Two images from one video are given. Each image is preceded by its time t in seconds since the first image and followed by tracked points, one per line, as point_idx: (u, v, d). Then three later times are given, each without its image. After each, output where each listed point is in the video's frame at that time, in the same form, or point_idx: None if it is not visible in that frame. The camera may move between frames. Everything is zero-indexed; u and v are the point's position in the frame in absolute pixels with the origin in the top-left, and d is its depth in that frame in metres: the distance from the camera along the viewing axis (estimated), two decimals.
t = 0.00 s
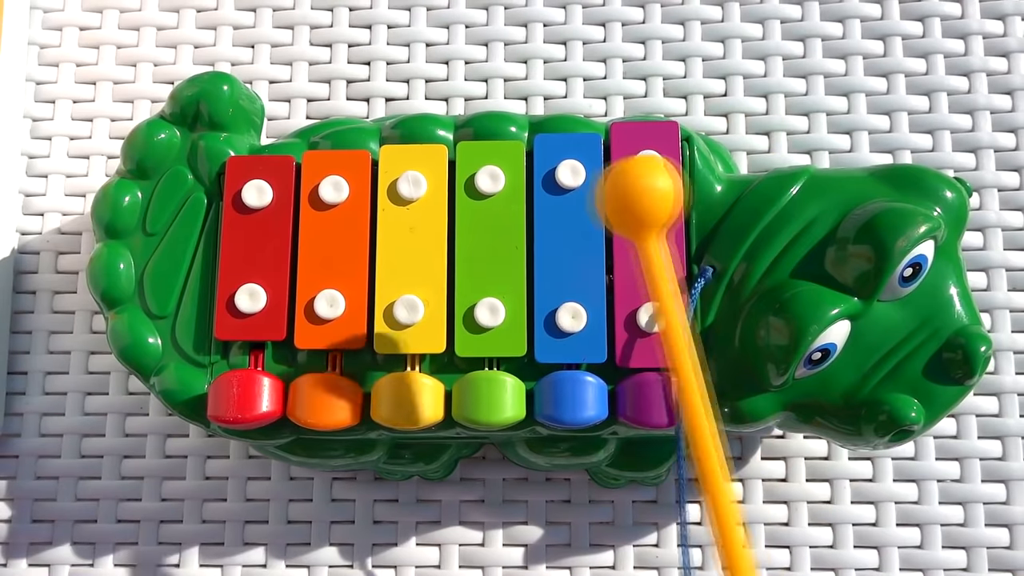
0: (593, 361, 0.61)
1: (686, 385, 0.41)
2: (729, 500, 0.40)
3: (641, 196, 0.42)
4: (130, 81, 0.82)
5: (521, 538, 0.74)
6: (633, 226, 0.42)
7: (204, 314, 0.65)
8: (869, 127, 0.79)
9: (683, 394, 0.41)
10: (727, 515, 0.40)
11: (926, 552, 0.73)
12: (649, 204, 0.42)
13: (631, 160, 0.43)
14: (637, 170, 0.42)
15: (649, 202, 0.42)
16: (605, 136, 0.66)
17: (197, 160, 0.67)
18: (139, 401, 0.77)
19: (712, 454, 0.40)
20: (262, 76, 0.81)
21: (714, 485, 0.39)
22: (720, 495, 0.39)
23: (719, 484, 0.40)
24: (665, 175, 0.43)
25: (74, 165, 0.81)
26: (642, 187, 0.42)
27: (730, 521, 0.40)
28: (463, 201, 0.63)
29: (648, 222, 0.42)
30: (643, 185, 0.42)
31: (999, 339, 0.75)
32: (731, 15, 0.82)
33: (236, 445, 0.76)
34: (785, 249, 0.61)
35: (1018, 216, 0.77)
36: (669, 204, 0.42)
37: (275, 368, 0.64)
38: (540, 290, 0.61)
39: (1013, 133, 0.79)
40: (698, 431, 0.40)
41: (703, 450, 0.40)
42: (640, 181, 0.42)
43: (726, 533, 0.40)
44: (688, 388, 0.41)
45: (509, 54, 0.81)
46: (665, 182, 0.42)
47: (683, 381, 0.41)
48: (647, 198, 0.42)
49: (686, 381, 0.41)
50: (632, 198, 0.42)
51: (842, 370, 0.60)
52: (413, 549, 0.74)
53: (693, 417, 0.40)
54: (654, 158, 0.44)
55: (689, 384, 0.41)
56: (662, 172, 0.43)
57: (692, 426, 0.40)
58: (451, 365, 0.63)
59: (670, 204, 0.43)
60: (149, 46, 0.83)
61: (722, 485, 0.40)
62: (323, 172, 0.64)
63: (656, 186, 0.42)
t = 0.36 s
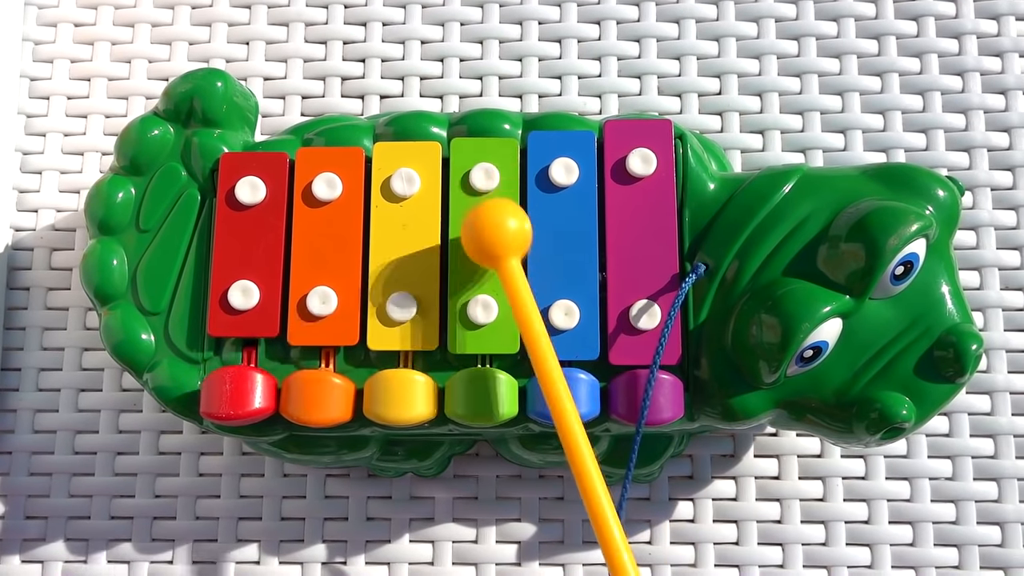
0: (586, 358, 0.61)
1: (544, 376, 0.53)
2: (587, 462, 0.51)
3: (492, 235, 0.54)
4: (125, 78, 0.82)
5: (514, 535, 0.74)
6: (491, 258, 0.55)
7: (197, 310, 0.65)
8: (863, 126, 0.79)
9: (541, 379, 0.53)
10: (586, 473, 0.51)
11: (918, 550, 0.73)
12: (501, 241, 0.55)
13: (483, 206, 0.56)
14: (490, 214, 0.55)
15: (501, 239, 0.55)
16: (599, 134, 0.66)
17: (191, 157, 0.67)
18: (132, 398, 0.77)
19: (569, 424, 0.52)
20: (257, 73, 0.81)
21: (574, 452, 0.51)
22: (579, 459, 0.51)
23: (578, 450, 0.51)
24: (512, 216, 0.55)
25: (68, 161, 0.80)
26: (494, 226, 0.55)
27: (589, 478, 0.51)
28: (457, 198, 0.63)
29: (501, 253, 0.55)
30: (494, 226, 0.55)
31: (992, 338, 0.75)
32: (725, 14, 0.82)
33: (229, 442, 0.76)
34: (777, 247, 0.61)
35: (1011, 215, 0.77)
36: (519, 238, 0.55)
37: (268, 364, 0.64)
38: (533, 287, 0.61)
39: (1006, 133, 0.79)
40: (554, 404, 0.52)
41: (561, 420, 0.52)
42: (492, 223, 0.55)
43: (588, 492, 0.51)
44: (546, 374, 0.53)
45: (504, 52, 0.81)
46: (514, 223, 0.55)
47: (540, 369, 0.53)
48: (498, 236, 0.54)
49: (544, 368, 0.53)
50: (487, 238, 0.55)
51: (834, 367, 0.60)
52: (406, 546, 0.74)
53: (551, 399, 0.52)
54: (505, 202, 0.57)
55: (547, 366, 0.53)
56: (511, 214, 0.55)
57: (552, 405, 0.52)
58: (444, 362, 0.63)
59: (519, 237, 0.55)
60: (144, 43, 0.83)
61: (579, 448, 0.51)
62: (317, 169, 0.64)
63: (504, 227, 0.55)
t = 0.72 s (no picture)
0: (583, 365, 0.62)
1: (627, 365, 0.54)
2: (669, 453, 0.51)
3: (580, 203, 0.52)
4: (127, 83, 0.83)
5: (512, 539, 0.74)
6: (582, 230, 0.53)
7: (199, 316, 0.65)
8: (858, 135, 0.80)
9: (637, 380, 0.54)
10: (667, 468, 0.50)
11: (911, 554, 0.74)
12: (587, 209, 0.52)
13: (569, 172, 0.53)
14: (574, 182, 0.53)
15: (586, 207, 0.52)
16: (597, 143, 0.67)
17: (193, 164, 0.68)
18: (133, 402, 0.77)
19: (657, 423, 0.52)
20: (258, 80, 0.82)
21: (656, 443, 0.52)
22: (660, 450, 0.51)
23: (661, 447, 0.51)
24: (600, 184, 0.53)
25: (70, 166, 0.81)
26: (576, 197, 0.52)
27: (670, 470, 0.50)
28: (457, 206, 0.64)
29: (591, 224, 0.52)
30: (582, 195, 0.52)
31: (984, 344, 0.76)
32: (722, 23, 0.83)
33: (229, 445, 0.77)
34: (772, 256, 0.62)
35: (1004, 223, 0.78)
36: (603, 208, 0.53)
37: (269, 370, 0.64)
38: (532, 293, 0.62)
39: (999, 142, 0.80)
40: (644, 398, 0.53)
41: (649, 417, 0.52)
42: (580, 192, 0.52)
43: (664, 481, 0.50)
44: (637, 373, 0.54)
45: (503, 61, 0.82)
46: (603, 190, 0.53)
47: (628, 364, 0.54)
48: (582, 204, 0.52)
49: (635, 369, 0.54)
50: (574, 206, 0.52)
51: (829, 374, 0.60)
52: (404, 550, 0.75)
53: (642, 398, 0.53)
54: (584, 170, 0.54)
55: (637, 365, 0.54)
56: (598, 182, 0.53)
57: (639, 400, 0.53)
58: (443, 368, 0.63)
59: (605, 206, 0.53)
60: (146, 49, 0.84)
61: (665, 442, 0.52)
62: (317, 177, 0.65)
63: (592, 192, 0.52)
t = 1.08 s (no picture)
0: (581, 369, 0.62)
1: (619, 384, 0.46)
2: (660, 473, 0.45)
3: (575, 231, 0.47)
4: (127, 88, 0.83)
5: (511, 543, 0.75)
6: (571, 257, 0.47)
7: (199, 320, 0.65)
8: (855, 140, 0.80)
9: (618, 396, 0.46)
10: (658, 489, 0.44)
11: (908, 558, 0.74)
12: (581, 236, 0.47)
13: (564, 199, 0.48)
14: (571, 208, 0.47)
15: (582, 235, 0.47)
16: (596, 148, 0.68)
17: (194, 168, 0.68)
18: (133, 405, 0.78)
19: (646, 440, 0.45)
20: (258, 85, 0.83)
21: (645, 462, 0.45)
22: (651, 468, 0.45)
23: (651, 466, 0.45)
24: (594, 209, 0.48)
25: (70, 171, 0.81)
26: (575, 222, 0.47)
27: (662, 496, 0.44)
28: (456, 210, 0.64)
29: (582, 253, 0.47)
30: (577, 223, 0.47)
31: (981, 349, 0.77)
32: (720, 29, 0.83)
33: (229, 449, 0.77)
34: (770, 261, 0.62)
35: (1000, 228, 0.79)
36: (601, 236, 0.48)
37: (269, 374, 0.64)
38: (531, 298, 0.63)
39: (995, 148, 0.81)
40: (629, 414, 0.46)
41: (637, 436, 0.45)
42: (573, 217, 0.47)
43: (659, 507, 0.44)
44: (624, 389, 0.46)
45: (502, 66, 0.82)
46: (595, 217, 0.48)
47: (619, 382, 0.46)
48: (581, 232, 0.47)
49: (622, 384, 0.46)
50: (566, 233, 0.47)
51: (826, 378, 0.61)
52: (404, 554, 0.75)
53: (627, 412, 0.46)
54: (584, 195, 0.49)
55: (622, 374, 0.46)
56: (593, 208, 0.48)
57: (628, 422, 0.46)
58: (442, 372, 0.64)
59: (601, 234, 0.48)
60: (147, 54, 0.84)
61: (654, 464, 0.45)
62: (318, 182, 0.65)
63: (587, 222, 0.47)
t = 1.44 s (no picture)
0: (579, 372, 0.62)
1: (527, 381, 0.53)
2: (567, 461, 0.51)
3: (481, 253, 0.54)
4: (124, 91, 0.83)
5: (509, 546, 0.75)
6: (479, 275, 0.55)
7: (196, 323, 0.65)
8: (853, 142, 0.80)
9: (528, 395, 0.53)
10: (566, 476, 0.51)
11: (907, 560, 0.74)
12: (488, 257, 0.54)
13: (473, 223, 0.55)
14: (477, 230, 0.55)
15: (488, 256, 0.54)
16: (594, 151, 0.68)
17: (191, 171, 0.68)
18: (130, 409, 0.77)
19: (555, 437, 0.52)
20: (255, 87, 0.82)
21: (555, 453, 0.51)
22: (559, 458, 0.51)
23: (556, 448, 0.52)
24: (500, 232, 0.55)
25: (67, 174, 0.81)
26: (481, 243, 0.54)
27: (572, 484, 0.51)
28: (454, 213, 0.64)
29: (489, 270, 0.55)
30: (484, 245, 0.54)
31: (979, 351, 0.76)
32: (718, 31, 0.83)
33: (226, 452, 0.77)
34: (767, 263, 0.62)
35: (998, 231, 0.79)
36: (507, 255, 0.55)
37: (266, 377, 0.64)
38: (529, 301, 0.62)
39: (993, 150, 0.81)
40: (539, 413, 0.52)
41: (546, 431, 0.52)
42: (480, 240, 0.54)
43: (570, 494, 0.51)
44: (532, 387, 0.52)
45: (500, 69, 0.82)
46: (501, 239, 0.55)
47: (527, 383, 0.53)
48: (486, 252, 0.54)
49: (530, 383, 0.53)
50: (474, 254, 0.54)
51: (824, 381, 0.61)
52: (401, 557, 0.75)
53: (539, 412, 0.52)
54: (491, 218, 0.56)
55: (530, 376, 0.53)
56: (499, 229, 0.55)
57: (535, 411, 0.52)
58: (440, 375, 0.64)
59: (507, 253, 0.55)
60: (144, 56, 0.84)
61: (563, 455, 0.51)
62: (315, 184, 0.65)
63: (492, 242, 0.55)
